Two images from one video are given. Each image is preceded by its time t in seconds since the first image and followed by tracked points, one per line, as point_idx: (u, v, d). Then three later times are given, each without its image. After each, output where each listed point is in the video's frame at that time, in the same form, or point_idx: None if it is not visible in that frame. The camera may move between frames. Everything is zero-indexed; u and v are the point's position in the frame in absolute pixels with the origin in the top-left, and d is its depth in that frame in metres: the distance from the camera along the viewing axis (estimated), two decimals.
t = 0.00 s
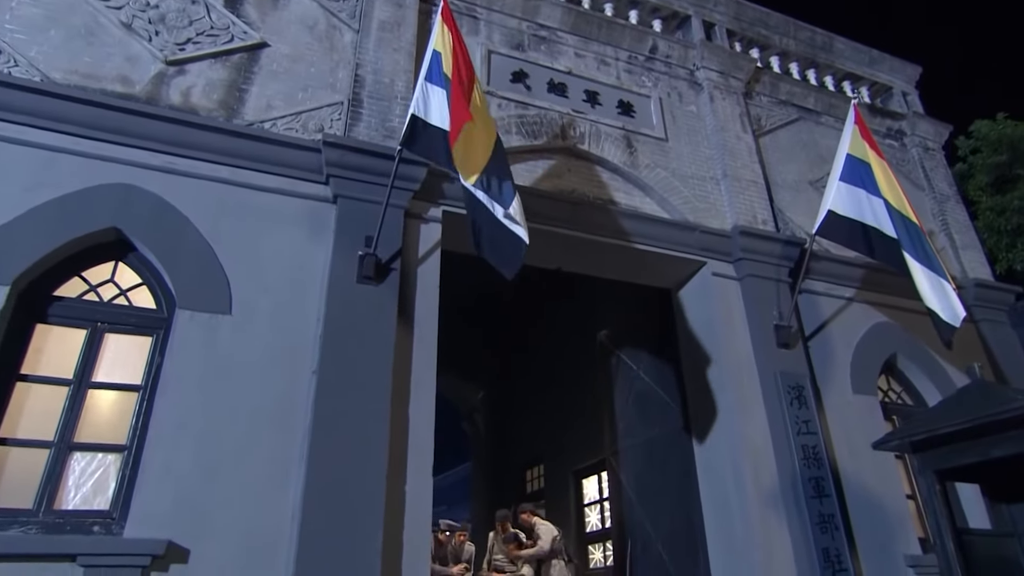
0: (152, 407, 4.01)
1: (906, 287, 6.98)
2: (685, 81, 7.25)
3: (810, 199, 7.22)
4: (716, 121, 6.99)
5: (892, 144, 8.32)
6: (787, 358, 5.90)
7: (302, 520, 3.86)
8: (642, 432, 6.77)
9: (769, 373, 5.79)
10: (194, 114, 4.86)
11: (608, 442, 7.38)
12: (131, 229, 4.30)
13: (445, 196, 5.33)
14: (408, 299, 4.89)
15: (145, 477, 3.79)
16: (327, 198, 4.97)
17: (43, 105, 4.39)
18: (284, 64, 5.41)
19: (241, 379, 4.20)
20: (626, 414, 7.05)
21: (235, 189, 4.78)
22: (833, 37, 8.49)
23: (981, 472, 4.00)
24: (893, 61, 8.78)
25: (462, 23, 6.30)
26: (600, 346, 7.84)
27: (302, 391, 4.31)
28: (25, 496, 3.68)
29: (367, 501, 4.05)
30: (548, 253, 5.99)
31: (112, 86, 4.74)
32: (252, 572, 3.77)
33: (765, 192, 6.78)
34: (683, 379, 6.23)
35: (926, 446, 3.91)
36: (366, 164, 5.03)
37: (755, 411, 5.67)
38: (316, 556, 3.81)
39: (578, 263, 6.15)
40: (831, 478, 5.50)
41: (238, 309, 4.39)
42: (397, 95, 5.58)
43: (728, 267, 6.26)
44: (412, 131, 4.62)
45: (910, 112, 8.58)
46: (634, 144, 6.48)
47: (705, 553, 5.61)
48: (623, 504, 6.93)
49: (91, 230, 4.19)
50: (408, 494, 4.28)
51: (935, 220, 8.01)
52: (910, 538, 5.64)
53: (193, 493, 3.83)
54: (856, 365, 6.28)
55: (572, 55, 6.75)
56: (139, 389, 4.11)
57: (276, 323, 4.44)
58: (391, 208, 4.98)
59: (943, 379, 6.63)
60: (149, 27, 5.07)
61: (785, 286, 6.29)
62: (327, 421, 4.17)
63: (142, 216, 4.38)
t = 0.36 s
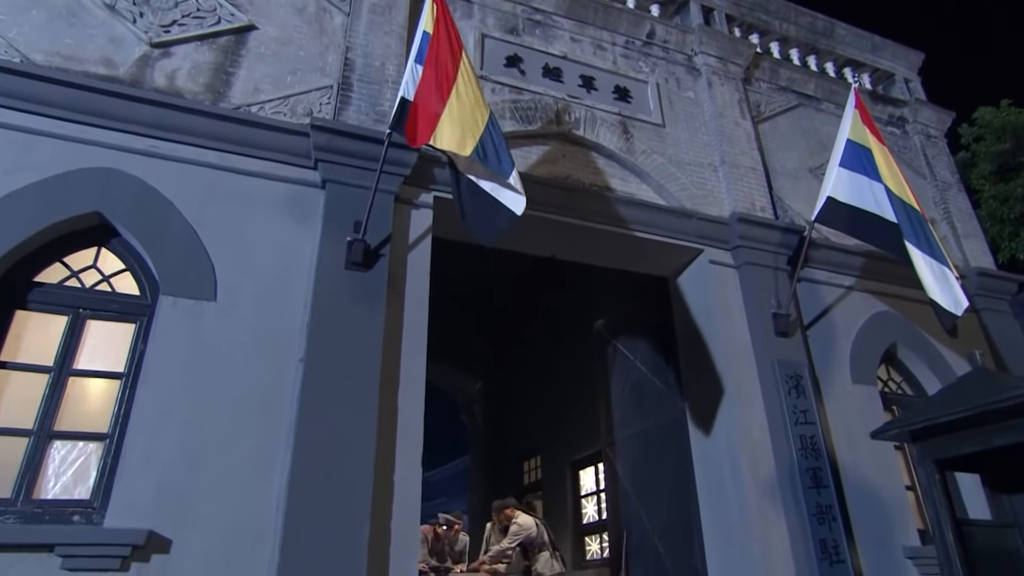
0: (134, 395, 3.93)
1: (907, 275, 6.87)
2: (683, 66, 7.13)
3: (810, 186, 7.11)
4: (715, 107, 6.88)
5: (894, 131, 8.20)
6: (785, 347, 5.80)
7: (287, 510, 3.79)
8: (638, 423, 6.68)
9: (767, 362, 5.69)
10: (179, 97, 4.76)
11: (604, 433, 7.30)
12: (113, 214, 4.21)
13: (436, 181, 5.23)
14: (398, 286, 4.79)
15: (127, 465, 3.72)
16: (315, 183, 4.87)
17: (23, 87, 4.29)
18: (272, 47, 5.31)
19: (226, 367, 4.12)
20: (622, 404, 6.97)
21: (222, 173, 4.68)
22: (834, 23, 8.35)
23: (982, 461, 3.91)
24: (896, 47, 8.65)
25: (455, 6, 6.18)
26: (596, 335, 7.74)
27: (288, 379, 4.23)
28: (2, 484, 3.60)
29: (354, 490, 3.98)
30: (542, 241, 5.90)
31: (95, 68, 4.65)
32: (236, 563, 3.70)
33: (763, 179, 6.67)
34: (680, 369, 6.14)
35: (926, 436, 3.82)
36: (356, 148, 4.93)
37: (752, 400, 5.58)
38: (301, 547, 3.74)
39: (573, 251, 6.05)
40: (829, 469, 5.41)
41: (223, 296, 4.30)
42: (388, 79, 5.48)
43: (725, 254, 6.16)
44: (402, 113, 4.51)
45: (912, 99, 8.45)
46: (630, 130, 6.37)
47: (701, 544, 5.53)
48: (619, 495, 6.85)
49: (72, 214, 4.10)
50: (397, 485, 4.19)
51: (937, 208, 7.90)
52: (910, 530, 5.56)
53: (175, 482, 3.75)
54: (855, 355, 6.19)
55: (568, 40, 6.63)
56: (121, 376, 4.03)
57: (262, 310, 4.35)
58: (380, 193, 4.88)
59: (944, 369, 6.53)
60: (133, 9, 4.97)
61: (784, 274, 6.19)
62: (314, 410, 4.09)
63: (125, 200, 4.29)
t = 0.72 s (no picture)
0: (116, 382, 3.84)
1: (908, 262, 6.76)
2: (680, 50, 7.00)
3: (810, 172, 7.00)
4: (713, 92, 6.77)
5: (896, 117, 8.07)
6: (783, 334, 5.71)
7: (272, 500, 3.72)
8: (633, 412, 6.60)
9: (764, 350, 5.60)
10: (163, 79, 4.66)
11: (600, 422, 7.22)
12: (95, 198, 4.11)
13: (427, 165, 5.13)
14: (387, 272, 4.70)
15: (108, 453, 3.64)
16: (303, 167, 4.77)
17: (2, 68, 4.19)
18: (259, 29, 5.20)
19: (210, 353, 4.04)
20: (618, 394, 6.89)
21: (207, 157, 4.58)
22: (835, 7, 8.22)
23: (982, 449, 3.82)
24: (897, 32, 8.51)
25: None
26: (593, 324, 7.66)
27: (275, 366, 4.15)
28: None
29: (341, 479, 3.90)
30: (536, 227, 5.81)
31: (77, 50, 4.55)
32: (219, 552, 3.63)
33: (762, 164, 6.56)
34: (676, 357, 6.05)
35: (925, 424, 3.72)
36: (344, 131, 4.83)
37: (749, 389, 5.49)
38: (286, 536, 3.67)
39: (568, 237, 5.96)
40: (827, 458, 5.32)
41: (208, 281, 4.21)
42: (378, 62, 5.38)
43: (723, 241, 6.06)
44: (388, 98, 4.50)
45: (915, 84, 8.32)
46: (626, 114, 6.26)
47: (697, 534, 5.46)
48: (614, 484, 6.78)
49: (52, 198, 4.00)
50: (385, 473, 4.11)
51: (938, 195, 7.78)
52: (908, 520, 5.48)
53: (157, 470, 3.68)
54: (854, 343, 6.09)
55: (563, 23, 6.52)
56: (103, 363, 3.95)
57: (247, 296, 4.27)
58: (368, 176, 4.79)
59: (944, 357, 6.44)
60: None
61: (782, 261, 6.09)
62: (300, 398, 4.01)
63: (108, 184, 4.19)
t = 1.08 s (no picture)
0: (98, 367, 3.77)
1: (909, 248, 6.65)
2: (679, 33, 6.87)
3: (810, 157, 6.88)
4: (711, 75, 6.65)
5: (899, 101, 7.94)
6: (782, 321, 5.63)
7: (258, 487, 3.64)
8: (630, 400, 6.52)
9: (762, 336, 5.51)
10: (148, 59, 4.55)
11: (597, 410, 7.14)
12: (77, 180, 4.02)
13: (418, 148, 5.03)
14: (376, 257, 4.61)
15: (90, 439, 3.57)
16: (291, 149, 4.68)
17: None
18: (247, 9, 5.09)
19: (194, 338, 3.96)
20: (615, 382, 6.81)
21: (193, 138, 4.48)
22: None
23: (982, 436, 3.74)
24: (901, 15, 8.35)
25: None
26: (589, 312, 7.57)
27: (261, 351, 4.08)
28: None
29: (329, 467, 3.82)
30: (530, 212, 5.71)
31: (58, 29, 4.45)
32: (204, 540, 3.56)
33: (761, 148, 6.44)
34: (674, 344, 5.96)
35: (925, 410, 3.63)
36: (333, 112, 4.73)
37: (747, 375, 5.41)
38: (272, 524, 3.60)
39: (563, 222, 5.86)
40: (825, 446, 5.24)
41: (193, 265, 4.13)
42: (369, 43, 5.27)
43: (721, 226, 5.96)
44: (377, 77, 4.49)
45: (918, 68, 8.17)
46: (623, 97, 6.15)
47: (693, 523, 5.39)
48: (610, 473, 6.71)
49: (32, 180, 3.91)
50: (374, 461, 4.03)
51: (942, 180, 7.65)
52: (907, 509, 5.40)
53: (140, 458, 3.61)
54: (854, 330, 6.00)
55: (559, 4, 6.39)
56: (86, 348, 3.87)
57: (234, 280, 4.19)
58: (357, 159, 4.69)
59: (946, 344, 6.34)
60: None
61: (781, 247, 5.99)
62: (286, 384, 3.93)
63: (90, 166, 4.10)
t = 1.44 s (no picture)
0: (83, 353, 3.70)
1: (914, 232, 6.53)
2: (679, 13, 6.73)
3: (814, 140, 6.75)
4: (713, 56, 6.52)
5: (905, 84, 7.79)
6: (784, 306, 5.53)
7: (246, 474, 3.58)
8: (629, 386, 6.44)
9: (763, 322, 5.41)
10: (134, 39, 4.46)
11: (597, 398, 7.06)
12: (62, 162, 3.94)
13: (411, 130, 4.93)
14: (368, 242, 4.52)
15: (75, 426, 3.51)
16: (281, 132, 4.59)
17: None
18: None
19: (182, 324, 3.89)
20: (615, 369, 6.72)
21: (180, 120, 4.38)
22: None
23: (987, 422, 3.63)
24: None
25: None
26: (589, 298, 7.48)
27: (250, 337, 4.01)
28: None
29: (319, 454, 3.76)
30: (528, 196, 5.61)
31: (42, 9, 4.37)
32: (192, 527, 3.51)
33: (763, 131, 6.32)
34: (674, 330, 5.87)
35: (929, 395, 3.54)
36: (323, 94, 4.63)
37: (748, 362, 5.31)
38: (261, 512, 3.54)
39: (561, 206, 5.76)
40: (827, 433, 5.14)
41: (181, 249, 4.05)
42: (361, 24, 5.17)
43: (722, 210, 5.85)
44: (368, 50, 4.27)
45: (925, 49, 8.01)
46: (622, 79, 6.03)
47: (694, 511, 5.31)
48: (609, 461, 6.64)
49: (16, 162, 3.83)
50: (364, 448, 3.96)
51: (948, 163, 7.52)
52: (910, 497, 5.32)
53: (126, 444, 3.55)
54: (858, 315, 5.90)
55: None
56: (71, 333, 3.80)
57: (222, 265, 4.11)
58: (349, 141, 4.60)
59: (951, 330, 6.24)
60: None
61: (784, 231, 5.88)
62: (276, 370, 3.86)
63: (75, 148, 4.01)
